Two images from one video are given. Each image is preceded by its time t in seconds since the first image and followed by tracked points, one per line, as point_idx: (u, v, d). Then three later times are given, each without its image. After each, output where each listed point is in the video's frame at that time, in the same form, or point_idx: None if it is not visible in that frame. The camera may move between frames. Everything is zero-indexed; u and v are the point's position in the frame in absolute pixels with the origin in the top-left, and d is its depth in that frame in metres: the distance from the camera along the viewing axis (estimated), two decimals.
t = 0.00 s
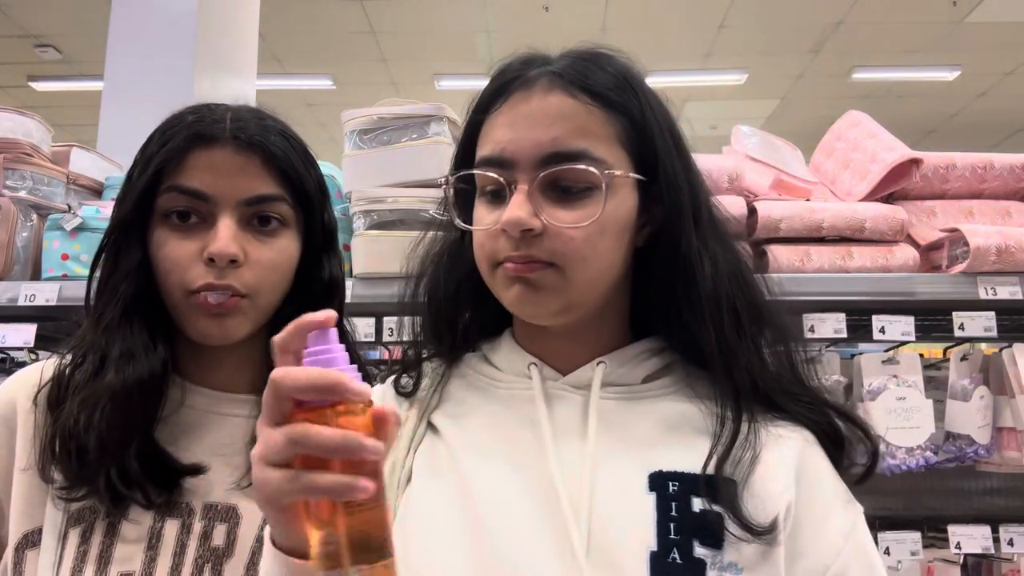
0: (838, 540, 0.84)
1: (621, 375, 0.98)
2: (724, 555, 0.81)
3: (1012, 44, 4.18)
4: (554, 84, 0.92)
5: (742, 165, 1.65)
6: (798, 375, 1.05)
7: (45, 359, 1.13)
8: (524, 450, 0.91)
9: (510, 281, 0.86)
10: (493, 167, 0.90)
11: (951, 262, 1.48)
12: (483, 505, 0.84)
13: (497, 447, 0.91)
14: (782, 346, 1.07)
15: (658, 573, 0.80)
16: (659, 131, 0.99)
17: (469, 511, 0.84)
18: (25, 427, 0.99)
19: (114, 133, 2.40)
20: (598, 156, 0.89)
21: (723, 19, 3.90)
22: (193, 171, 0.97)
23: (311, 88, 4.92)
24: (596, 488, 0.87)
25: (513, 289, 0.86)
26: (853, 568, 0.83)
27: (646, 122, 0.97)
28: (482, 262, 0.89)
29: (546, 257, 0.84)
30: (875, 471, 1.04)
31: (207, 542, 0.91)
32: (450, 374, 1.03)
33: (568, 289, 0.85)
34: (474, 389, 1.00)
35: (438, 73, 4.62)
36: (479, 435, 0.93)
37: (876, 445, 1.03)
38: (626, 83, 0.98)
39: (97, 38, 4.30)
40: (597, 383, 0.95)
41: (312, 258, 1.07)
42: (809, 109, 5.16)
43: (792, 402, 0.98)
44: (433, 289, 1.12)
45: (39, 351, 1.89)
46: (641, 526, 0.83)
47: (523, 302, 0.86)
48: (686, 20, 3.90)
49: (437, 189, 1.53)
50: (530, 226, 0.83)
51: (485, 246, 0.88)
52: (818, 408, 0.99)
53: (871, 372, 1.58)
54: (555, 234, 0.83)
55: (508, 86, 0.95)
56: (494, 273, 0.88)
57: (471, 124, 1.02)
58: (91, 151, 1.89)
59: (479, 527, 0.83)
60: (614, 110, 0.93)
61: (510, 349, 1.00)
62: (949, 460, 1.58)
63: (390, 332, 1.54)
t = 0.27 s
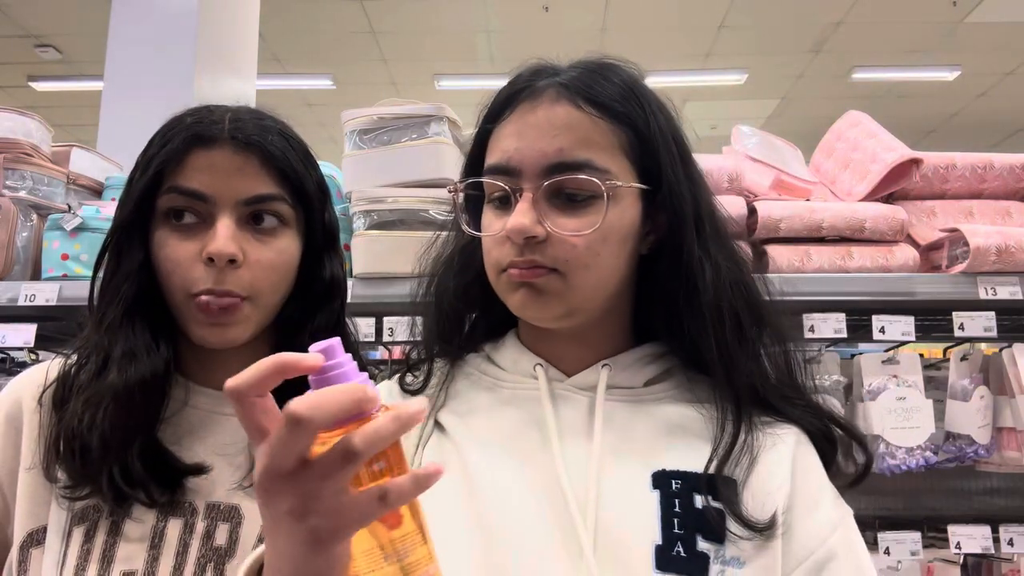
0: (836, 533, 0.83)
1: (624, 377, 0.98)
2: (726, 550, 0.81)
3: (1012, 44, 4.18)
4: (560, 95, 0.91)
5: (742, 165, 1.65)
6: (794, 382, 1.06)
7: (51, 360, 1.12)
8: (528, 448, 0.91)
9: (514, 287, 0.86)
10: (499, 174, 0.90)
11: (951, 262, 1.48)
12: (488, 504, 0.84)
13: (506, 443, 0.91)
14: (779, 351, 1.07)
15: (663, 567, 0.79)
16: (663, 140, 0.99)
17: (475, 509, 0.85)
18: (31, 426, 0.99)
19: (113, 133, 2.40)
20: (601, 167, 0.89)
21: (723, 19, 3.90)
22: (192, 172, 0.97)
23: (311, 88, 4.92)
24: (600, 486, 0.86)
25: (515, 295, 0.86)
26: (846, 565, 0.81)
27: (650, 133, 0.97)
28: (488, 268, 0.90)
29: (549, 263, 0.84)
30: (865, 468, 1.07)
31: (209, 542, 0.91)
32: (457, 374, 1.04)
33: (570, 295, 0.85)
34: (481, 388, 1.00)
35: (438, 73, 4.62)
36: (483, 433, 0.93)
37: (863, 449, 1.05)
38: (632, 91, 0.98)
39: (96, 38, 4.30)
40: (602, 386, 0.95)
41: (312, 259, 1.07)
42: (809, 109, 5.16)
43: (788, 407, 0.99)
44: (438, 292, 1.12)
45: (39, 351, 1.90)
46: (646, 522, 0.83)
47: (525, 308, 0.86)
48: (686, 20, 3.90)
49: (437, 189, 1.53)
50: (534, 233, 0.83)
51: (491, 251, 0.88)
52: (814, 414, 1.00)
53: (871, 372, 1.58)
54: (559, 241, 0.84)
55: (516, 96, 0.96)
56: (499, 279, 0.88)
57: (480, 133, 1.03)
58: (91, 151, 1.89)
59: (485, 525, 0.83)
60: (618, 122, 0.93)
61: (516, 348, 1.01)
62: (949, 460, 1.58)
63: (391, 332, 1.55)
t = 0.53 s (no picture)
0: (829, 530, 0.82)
1: (620, 377, 0.97)
2: (715, 549, 0.81)
3: (1012, 44, 4.18)
4: (564, 93, 0.92)
5: (742, 165, 1.65)
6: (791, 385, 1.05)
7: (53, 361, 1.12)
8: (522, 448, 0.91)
9: (516, 283, 0.86)
10: (503, 170, 0.90)
11: (951, 262, 1.48)
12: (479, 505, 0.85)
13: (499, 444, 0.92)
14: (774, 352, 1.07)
15: (651, 566, 0.79)
16: (662, 141, 0.99)
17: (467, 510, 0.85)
18: (31, 425, 0.99)
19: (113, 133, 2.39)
20: (604, 164, 0.89)
21: (723, 19, 3.89)
22: (185, 171, 0.97)
23: (311, 88, 4.92)
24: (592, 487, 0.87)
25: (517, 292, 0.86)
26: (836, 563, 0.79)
27: (650, 133, 0.97)
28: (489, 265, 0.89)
29: (551, 259, 0.84)
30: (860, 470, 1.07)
31: (207, 541, 0.91)
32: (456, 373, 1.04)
33: (571, 290, 0.85)
34: (481, 387, 1.00)
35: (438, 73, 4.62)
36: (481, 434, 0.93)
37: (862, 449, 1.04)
38: (634, 94, 0.99)
39: (96, 38, 4.30)
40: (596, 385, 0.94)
41: (310, 257, 1.06)
42: (809, 109, 5.16)
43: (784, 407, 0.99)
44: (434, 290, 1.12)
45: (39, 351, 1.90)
46: (635, 521, 0.83)
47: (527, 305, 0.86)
48: (686, 20, 3.90)
49: (438, 189, 1.53)
50: (538, 227, 0.83)
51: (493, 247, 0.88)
52: (811, 415, 0.99)
53: (871, 372, 1.58)
54: (562, 235, 0.84)
55: (519, 96, 0.96)
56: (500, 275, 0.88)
57: (482, 132, 1.03)
58: (91, 151, 1.89)
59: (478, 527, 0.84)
60: (620, 121, 0.94)
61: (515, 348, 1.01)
62: (948, 459, 1.58)
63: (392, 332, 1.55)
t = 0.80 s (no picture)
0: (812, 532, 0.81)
1: (606, 374, 0.97)
2: (701, 551, 0.81)
3: (1013, 44, 4.18)
4: (573, 88, 0.92)
5: (742, 165, 1.65)
6: (777, 382, 1.06)
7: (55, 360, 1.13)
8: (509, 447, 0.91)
9: (523, 278, 0.84)
10: (509, 159, 0.89)
11: (951, 262, 1.48)
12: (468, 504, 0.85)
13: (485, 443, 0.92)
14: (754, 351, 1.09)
15: (636, 568, 0.80)
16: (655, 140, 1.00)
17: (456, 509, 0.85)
18: (33, 423, 0.99)
19: (113, 133, 2.39)
20: (615, 159, 0.90)
21: (723, 19, 3.89)
22: (185, 169, 0.98)
23: (311, 88, 4.92)
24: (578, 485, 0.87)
25: (519, 290, 0.84)
26: (825, 566, 0.79)
27: (648, 133, 0.99)
28: (489, 260, 0.87)
29: (563, 255, 0.83)
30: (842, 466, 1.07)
31: (207, 541, 0.91)
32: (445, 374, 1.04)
33: (576, 288, 0.85)
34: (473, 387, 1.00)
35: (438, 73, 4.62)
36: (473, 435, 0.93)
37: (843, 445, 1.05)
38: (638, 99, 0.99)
39: (96, 38, 4.30)
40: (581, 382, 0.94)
41: (309, 254, 1.06)
42: (808, 109, 5.16)
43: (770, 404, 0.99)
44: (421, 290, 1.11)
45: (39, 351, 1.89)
46: (620, 522, 0.83)
47: (531, 302, 0.85)
48: (686, 20, 3.90)
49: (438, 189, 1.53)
50: (554, 221, 0.82)
51: (496, 240, 0.86)
52: (798, 412, 0.99)
53: (871, 372, 1.58)
54: (574, 231, 0.84)
55: (528, 85, 0.95)
56: (504, 270, 0.86)
57: (478, 121, 1.01)
58: (91, 151, 1.89)
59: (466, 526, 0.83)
60: (624, 118, 0.95)
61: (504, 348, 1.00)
62: (948, 459, 1.58)
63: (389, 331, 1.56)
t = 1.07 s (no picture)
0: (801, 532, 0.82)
1: (594, 370, 0.97)
2: (693, 546, 0.81)
3: (1013, 44, 4.18)
4: (571, 85, 0.93)
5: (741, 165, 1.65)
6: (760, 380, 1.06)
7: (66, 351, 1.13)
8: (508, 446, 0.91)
9: (520, 278, 0.83)
10: (507, 156, 0.88)
11: (951, 262, 1.48)
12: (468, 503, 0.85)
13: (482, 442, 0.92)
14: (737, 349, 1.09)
15: (631, 564, 0.79)
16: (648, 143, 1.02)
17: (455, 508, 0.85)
18: (43, 417, 0.99)
19: (112, 132, 2.38)
20: (613, 158, 0.91)
21: (723, 19, 3.89)
22: (193, 165, 0.98)
23: (311, 88, 4.92)
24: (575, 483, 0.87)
25: (518, 288, 0.83)
26: (816, 567, 0.80)
27: (641, 134, 1.00)
28: (487, 258, 0.85)
29: (562, 253, 0.82)
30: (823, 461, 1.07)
31: (217, 537, 0.91)
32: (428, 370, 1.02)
33: (574, 286, 0.84)
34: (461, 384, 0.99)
35: (438, 73, 4.62)
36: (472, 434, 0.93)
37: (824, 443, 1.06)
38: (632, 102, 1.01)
39: (96, 38, 4.30)
40: (569, 380, 0.95)
41: (315, 253, 1.05)
42: (809, 109, 5.16)
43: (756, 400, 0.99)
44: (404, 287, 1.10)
45: (39, 351, 1.89)
46: (614, 518, 0.83)
47: (529, 298, 0.84)
48: (686, 20, 3.90)
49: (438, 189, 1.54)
50: (555, 218, 0.81)
51: (493, 237, 0.84)
52: (781, 409, 1.00)
53: (871, 372, 1.58)
54: (573, 230, 0.83)
55: (526, 80, 0.94)
56: (500, 268, 0.84)
57: (466, 118, 0.99)
58: (91, 151, 1.89)
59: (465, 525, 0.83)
60: (619, 117, 0.96)
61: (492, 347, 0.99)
62: (948, 459, 1.58)
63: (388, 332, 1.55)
